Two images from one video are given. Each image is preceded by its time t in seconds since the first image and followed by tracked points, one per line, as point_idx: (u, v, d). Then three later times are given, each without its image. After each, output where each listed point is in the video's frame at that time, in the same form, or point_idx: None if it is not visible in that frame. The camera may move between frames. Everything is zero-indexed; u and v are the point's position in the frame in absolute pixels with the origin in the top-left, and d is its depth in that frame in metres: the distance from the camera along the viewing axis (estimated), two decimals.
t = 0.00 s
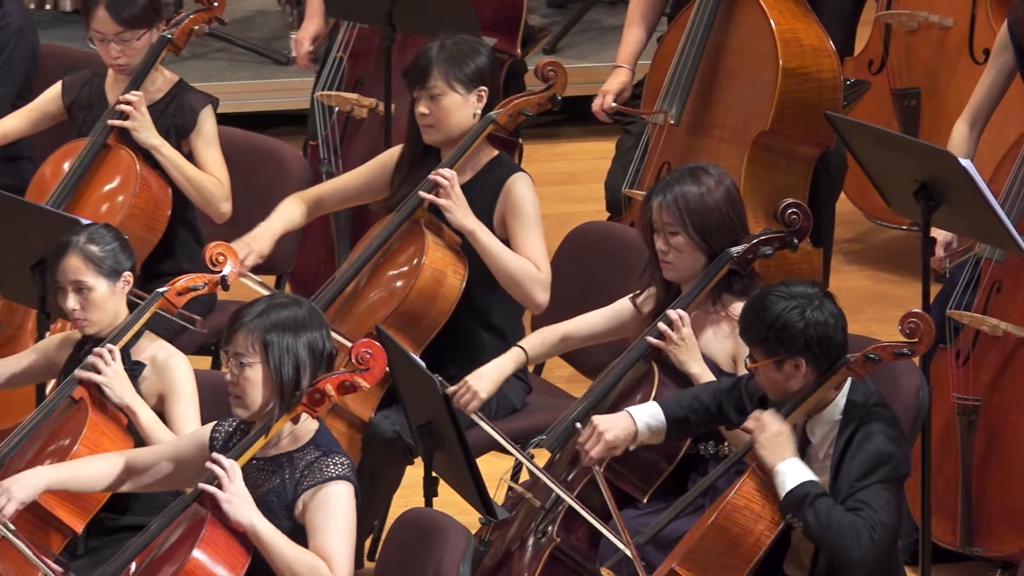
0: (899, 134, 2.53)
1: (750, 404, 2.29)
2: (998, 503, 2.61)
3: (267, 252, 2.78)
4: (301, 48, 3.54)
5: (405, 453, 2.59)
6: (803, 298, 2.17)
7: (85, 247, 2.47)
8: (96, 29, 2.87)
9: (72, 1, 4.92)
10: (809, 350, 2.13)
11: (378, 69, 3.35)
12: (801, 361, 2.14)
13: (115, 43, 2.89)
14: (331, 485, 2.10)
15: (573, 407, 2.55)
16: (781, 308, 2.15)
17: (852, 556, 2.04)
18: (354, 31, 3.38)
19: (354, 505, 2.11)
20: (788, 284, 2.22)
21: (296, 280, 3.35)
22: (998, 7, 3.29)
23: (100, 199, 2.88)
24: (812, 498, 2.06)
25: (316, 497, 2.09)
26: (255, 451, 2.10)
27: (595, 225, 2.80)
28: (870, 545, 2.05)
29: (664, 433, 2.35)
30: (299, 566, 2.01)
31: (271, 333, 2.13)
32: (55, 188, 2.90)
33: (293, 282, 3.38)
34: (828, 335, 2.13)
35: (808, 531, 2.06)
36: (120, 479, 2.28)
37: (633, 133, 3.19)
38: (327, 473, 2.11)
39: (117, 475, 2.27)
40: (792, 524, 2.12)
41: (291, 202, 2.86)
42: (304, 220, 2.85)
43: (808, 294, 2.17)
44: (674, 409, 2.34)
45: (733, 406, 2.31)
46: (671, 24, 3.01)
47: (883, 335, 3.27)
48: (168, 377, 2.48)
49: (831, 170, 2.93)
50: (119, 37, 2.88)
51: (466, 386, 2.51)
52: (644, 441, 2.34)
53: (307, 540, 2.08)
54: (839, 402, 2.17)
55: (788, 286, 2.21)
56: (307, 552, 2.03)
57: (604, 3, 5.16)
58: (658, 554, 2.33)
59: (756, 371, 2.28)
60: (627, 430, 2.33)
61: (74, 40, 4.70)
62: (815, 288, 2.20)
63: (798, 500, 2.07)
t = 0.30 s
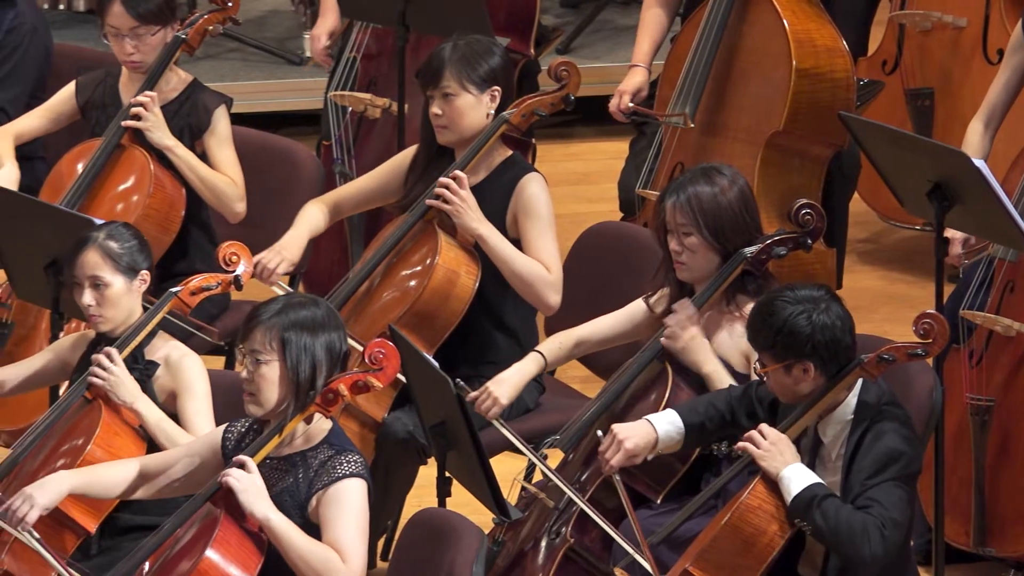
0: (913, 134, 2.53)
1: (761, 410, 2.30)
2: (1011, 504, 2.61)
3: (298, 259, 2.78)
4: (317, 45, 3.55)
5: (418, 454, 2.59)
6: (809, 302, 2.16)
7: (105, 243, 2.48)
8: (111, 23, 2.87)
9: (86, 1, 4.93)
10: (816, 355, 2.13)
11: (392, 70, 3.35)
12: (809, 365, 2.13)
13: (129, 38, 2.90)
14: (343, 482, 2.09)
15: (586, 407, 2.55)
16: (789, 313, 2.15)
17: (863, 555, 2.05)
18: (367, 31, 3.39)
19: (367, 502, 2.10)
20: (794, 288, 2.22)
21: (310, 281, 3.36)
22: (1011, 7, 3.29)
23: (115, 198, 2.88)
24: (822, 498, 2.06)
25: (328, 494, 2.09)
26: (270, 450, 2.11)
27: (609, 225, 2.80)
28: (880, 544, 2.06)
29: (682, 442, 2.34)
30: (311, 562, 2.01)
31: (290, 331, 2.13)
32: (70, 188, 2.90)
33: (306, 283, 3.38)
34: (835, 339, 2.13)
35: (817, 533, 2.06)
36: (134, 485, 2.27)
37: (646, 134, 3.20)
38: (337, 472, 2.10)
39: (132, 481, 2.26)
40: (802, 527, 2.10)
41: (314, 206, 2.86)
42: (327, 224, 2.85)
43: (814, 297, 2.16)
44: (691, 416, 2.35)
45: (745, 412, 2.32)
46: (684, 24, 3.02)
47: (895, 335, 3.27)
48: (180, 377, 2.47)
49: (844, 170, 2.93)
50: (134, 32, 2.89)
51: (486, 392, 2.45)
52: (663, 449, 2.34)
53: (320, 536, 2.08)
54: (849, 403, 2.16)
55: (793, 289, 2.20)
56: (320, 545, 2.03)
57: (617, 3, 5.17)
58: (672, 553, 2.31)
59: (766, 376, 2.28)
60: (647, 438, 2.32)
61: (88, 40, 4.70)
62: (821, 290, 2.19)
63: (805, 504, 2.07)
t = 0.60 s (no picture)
0: (924, 135, 2.53)
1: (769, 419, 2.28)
2: None
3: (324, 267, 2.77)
4: (333, 38, 3.54)
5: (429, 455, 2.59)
6: (814, 306, 2.16)
7: (117, 244, 2.47)
8: (122, 16, 2.87)
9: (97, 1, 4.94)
10: (822, 358, 2.12)
11: (403, 69, 3.37)
12: (815, 369, 2.13)
13: (139, 31, 2.89)
14: (353, 481, 2.09)
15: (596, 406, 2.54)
16: (795, 317, 2.14)
17: (878, 558, 2.04)
18: (379, 31, 3.40)
19: (378, 502, 2.09)
20: (797, 291, 2.21)
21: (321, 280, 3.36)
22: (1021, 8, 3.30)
23: (127, 198, 2.89)
24: (836, 504, 2.05)
25: (338, 495, 2.08)
26: (279, 450, 2.10)
27: (621, 226, 2.80)
28: (894, 546, 2.05)
29: (697, 459, 2.34)
30: (321, 561, 2.01)
31: (304, 331, 2.13)
32: (81, 187, 2.91)
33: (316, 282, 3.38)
34: (840, 343, 2.12)
35: (833, 537, 2.06)
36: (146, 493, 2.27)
37: (657, 134, 3.20)
38: (347, 471, 2.09)
39: (144, 489, 2.27)
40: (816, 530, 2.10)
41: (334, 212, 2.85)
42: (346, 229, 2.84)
43: (818, 302, 2.16)
44: (704, 429, 2.34)
45: (752, 425, 2.31)
46: (696, 23, 3.03)
47: (906, 335, 3.28)
48: (190, 377, 2.47)
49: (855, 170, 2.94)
50: (144, 24, 2.88)
51: (517, 405, 2.48)
52: (679, 466, 2.32)
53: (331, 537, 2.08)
54: (858, 403, 2.16)
55: (799, 293, 2.20)
56: (330, 544, 2.03)
57: (628, 4, 5.18)
58: (683, 553, 2.29)
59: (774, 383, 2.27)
60: (664, 455, 2.31)
61: (99, 40, 4.71)
62: (826, 294, 2.19)
63: (820, 508, 2.06)
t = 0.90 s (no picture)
0: (934, 135, 2.52)
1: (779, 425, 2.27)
2: None
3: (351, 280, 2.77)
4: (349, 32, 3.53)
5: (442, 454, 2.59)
6: (824, 307, 2.15)
7: (123, 246, 2.47)
8: (132, 13, 2.87)
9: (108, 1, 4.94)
10: (833, 359, 2.12)
11: (414, 69, 3.39)
12: (826, 370, 2.13)
13: (148, 28, 2.89)
14: (364, 482, 2.08)
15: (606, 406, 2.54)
16: (805, 319, 2.14)
17: (892, 557, 2.04)
18: (390, 31, 3.40)
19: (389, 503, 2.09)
20: (807, 292, 2.21)
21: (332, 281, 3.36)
22: None
23: (138, 199, 2.89)
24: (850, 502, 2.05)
25: (349, 495, 2.08)
26: (290, 451, 2.10)
27: (632, 227, 2.80)
28: (907, 545, 2.05)
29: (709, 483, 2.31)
30: (332, 559, 2.01)
31: (314, 332, 2.12)
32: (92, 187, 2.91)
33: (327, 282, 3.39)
34: (851, 344, 2.12)
35: (847, 535, 2.06)
36: (162, 505, 2.26)
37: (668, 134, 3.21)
38: (358, 471, 2.09)
39: (158, 501, 2.26)
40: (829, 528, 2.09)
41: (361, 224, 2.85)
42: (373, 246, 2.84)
43: (828, 303, 2.16)
44: (716, 449, 2.32)
45: (759, 444, 2.31)
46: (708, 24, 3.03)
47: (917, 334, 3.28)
48: (200, 377, 2.47)
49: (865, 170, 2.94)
50: (152, 21, 2.88)
51: (543, 415, 2.46)
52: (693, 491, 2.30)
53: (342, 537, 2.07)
54: (869, 404, 2.15)
55: (809, 294, 2.20)
56: (340, 544, 2.03)
57: (639, 4, 5.18)
58: (695, 553, 2.29)
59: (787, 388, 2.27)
60: (679, 482, 2.28)
61: (112, 40, 4.72)
62: (836, 294, 2.19)
63: (834, 505, 2.06)
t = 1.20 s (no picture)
0: (947, 134, 2.52)
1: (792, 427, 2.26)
2: None
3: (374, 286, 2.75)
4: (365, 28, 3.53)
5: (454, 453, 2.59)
6: (835, 307, 2.15)
7: (131, 248, 2.46)
8: (144, 13, 2.88)
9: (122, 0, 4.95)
10: (847, 359, 2.12)
11: (427, 69, 3.39)
12: (840, 371, 2.13)
13: (161, 29, 2.89)
14: (376, 482, 2.08)
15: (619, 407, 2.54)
16: (817, 321, 2.14)
17: (897, 553, 2.04)
18: (403, 31, 3.40)
19: (400, 502, 2.08)
20: (819, 293, 2.20)
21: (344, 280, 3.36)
22: None
23: (149, 200, 2.89)
24: (856, 496, 2.04)
25: (361, 495, 2.07)
26: (303, 451, 2.10)
27: (642, 227, 2.80)
28: (913, 541, 2.04)
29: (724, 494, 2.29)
30: (342, 557, 2.01)
31: (323, 333, 2.12)
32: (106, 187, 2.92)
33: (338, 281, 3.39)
34: (864, 344, 2.12)
35: (852, 528, 2.05)
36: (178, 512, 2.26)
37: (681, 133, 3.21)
38: (370, 471, 2.09)
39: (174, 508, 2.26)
40: (838, 525, 2.09)
41: (386, 232, 2.85)
42: (396, 250, 2.83)
43: (840, 303, 2.15)
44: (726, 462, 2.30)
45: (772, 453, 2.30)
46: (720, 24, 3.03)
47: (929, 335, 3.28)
48: (211, 377, 2.46)
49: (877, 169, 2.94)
50: (165, 22, 2.88)
51: (565, 422, 2.50)
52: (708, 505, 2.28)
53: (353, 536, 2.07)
54: (881, 403, 2.14)
55: (821, 296, 2.19)
56: (352, 542, 2.03)
57: (651, 4, 5.18)
58: (710, 553, 2.27)
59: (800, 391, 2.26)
60: (693, 496, 2.25)
61: (125, 40, 4.72)
62: (849, 294, 2.18)
63: (839, 499, 2.05)
